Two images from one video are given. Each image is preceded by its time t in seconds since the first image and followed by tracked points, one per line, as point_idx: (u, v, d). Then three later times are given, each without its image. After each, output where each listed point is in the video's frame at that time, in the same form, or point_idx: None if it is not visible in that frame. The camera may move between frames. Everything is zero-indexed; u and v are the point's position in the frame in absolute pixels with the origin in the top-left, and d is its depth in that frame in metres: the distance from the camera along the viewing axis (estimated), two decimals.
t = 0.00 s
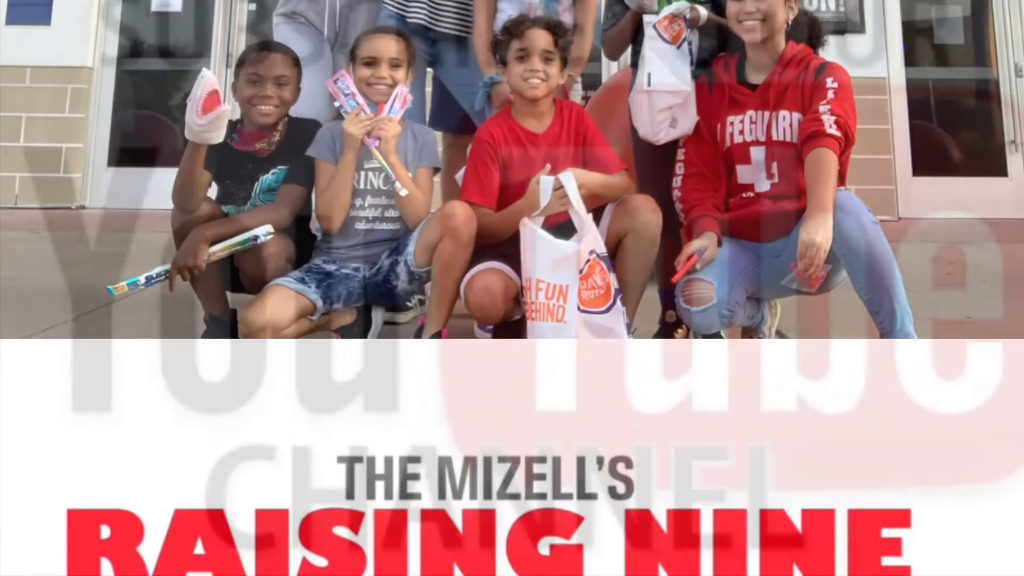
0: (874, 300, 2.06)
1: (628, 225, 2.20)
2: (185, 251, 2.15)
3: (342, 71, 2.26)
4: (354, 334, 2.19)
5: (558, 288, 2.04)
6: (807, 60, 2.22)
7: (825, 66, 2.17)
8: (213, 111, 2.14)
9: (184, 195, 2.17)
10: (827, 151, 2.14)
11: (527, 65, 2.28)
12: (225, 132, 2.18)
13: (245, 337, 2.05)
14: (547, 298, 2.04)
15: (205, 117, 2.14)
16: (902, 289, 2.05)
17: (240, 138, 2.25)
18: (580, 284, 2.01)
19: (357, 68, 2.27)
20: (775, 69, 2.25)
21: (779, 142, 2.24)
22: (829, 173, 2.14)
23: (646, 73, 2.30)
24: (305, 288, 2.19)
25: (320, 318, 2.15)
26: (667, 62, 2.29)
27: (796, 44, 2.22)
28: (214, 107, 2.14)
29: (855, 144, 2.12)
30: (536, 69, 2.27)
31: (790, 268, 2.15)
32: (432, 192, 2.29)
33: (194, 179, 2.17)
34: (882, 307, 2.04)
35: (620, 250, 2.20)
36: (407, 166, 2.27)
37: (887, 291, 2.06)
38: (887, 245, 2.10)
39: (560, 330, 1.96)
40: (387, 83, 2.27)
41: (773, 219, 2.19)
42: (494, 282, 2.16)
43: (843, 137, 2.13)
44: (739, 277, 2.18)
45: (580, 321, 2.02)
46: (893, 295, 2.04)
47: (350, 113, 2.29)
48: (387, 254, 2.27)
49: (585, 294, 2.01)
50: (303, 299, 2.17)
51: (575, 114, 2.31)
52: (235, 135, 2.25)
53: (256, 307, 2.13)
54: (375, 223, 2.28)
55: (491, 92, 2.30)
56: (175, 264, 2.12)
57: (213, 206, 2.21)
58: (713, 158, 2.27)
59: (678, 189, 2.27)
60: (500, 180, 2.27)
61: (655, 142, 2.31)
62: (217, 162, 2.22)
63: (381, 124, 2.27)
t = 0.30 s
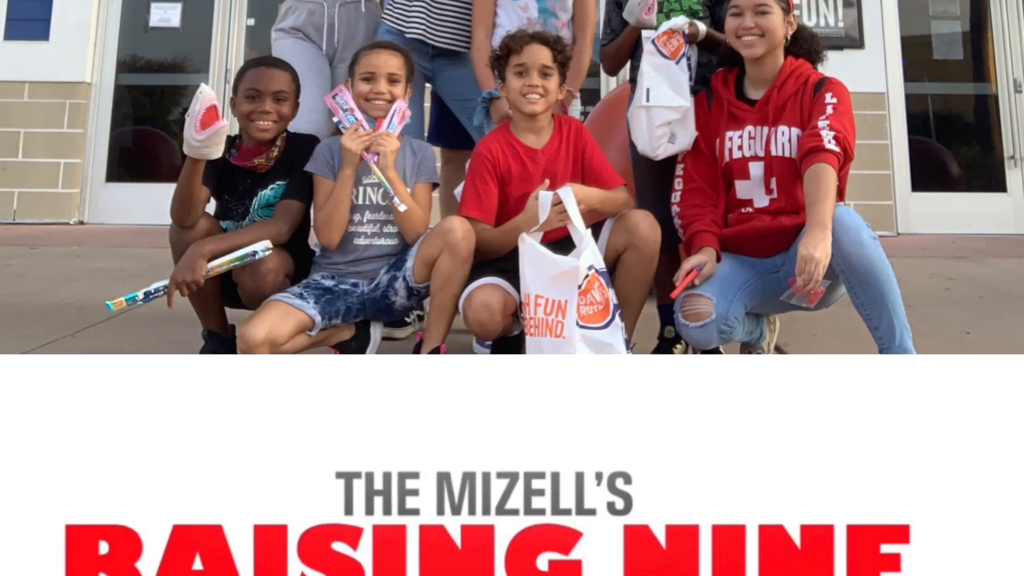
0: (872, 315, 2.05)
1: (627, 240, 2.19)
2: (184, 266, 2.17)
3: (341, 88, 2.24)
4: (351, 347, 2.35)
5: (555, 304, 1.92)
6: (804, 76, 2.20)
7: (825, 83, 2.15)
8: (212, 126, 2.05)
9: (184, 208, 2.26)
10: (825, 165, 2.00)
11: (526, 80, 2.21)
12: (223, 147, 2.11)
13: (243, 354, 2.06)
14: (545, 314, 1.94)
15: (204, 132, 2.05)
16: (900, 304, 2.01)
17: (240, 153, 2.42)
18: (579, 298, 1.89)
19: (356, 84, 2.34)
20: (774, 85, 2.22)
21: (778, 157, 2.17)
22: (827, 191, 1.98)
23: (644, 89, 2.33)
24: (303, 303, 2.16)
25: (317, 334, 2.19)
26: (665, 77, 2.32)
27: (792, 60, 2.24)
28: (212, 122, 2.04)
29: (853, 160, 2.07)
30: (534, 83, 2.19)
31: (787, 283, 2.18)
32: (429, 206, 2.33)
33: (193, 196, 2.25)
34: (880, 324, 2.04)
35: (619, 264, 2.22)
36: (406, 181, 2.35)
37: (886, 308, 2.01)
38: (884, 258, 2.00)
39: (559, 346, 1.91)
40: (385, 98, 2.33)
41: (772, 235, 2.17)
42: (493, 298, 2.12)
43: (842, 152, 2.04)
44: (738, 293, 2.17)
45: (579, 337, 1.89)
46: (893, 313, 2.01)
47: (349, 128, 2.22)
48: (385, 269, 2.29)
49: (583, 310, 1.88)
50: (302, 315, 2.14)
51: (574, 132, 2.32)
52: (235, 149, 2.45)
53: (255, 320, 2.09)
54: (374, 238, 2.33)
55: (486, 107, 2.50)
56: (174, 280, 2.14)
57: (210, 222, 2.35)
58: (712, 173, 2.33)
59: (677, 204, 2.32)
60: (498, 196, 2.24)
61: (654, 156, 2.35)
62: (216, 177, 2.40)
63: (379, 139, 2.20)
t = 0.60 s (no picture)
0: (871, 331, 2.04)
1: (625, 257, 2.18)
2: (182, 282, 2.16)
3: (339, 103, 2.24)
4: (349, 363, 2.33)
5: (553, 320, 1.91)
6: (803, 91, 2.21)
7: (824, 98, 2.16)
8: (210, 141, 2.05)
9: (182, 224, 2.26)
10: (823, 180, 2.01)
11: (525, 96, 2.21)
12: (221, 163, 2.11)
13: (241, 369, 2.04)
14: (543, 330, 1.93)
15: (202, 147, 2.06)
16: (899, 319, 2.01)
17: (238, 169, 2.42)
18: (576, 315, 1.88)
19: (354, 99, 2.35)
20: (772, 101, 2.22)
21: (777, 173, 2.17)
22: (826, 207, 1.98)
23: (643, 104, 2.33)
24: (301, 319, 2.15)
25: (315, 350, 2.18)
26: (664, 92, 2.32)
27: (791, 76, 2.24)
28: (209, 138, 2.05)
29: (852, 175, 2.07)
30: (533, 99, 2.20)
31: (786, 298, 2.17)
32: (428, 221, 2.32)
33: (192, 212, 2.25)
34: (879, 339, 2.03)
35: (617, 280, 2.22)
36: (404, 196, 2.35)
37: (885, 324, 2.01)
38: (882, 273, 2.00)
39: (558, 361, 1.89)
40: (384, 114, 2.34)
41: (771, 250, 2.16)
42: (491, 314, 2.11)
43: (840, 168, 2.04)
44: (736, 308, 2.16)
45: (578, 353, 1.88)
46: (892, 328, 2.01)
47: (347, 143, 2.22)
48: (383, 285, 2.29)
49: (582, 326, 1.88)
50: (299, 330, 2.13)
51: (573, 147, 2.32)
52: (232, 165, 2.44)
53: (254, 336, 2.07)
54: (373, 254, 2.33)
55: (485, 124, 2.51)
56: (173, 295, 2.13)
57: (208, 237, 2.35)
58: (711, 189, 2.33)
59: (676, 220, 2.32)
60: (496, 212, 2.23)
61: (652, 172, 2.35)
62: (214, 193, 2.39)
63: (377, 155, 2.19)
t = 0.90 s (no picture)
0: (870, 346, 2.04)
1: (624, 272, 2.18)
2: (181, 297, 2.15)
3: (338, 118, 2.24)
4: (348, 378, 2.32)
5: (552, 335, 1.90)
6: (803, 106, 2.21)
7: (823, 114, 2.16)
8: (208, 157, 2.05)
9: (181, 240, 2.26)
10: (822, 196, 2.01)
11: (524, 111, 2.21)
12: (220, 178, 2.11)
13: (240, 385, 2.04)
14: (542, 345, 1.91)
15: (200, 163, 2.05)
16: (898, 335, 2.01)
17: (237, 184, 2.42)
18: (575, 330, 1.87)
19: (353, 114, 2.35)
20: (771, 117, 2.23)
21: (776, 188, 2.17)
22: (825, 222, 1.98)
23: (642, 119, 2.34)
24: (300, 334, 2.14)
25: (313, 365, 2.17)
26: (662, 108, 2.33)
27: (790, 92, 2.24)
28: (208, 153, 2.04)
29: (852, 191, 2.07)
30: (532, 114, 2.20)
31: (785, 313, 2.16)
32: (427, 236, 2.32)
33: (190, 227, 2.25)
34: (878, 355, 2.03)
35: (616, 295, 2.22)
36: (403, 212, 2.35)
37: (884, 339, 2.00)
38: (881, 289, 1.99)
39: (556, 377, 1.87)
40: (383, 129, 2.34)
41: (770, 266, 2.16)
42: (490, 329, 2.10)
43: (839, 183, 2.04)
44: (735, 323, 2.15)
45: (576, 368, 1.86)
46: (891, 344, 2.00)
47: (345, 158, 2.22)
48: (382, 301, 2.28)
49: (580, 341, 1.86)
50: (298, 346, 2.12)
51: (572, 162, 2.33)
52: (231, 181, 2.44)
53: (252, 351, 2.06)
54: (371, 269, 2.33)
55: (484, 139, 2.51)
56: (171, 311, 2.12)
57: (207, 252, 2.35)
58: (709, 205, 2.34)
59: (675, 235, 2.32)
60: (495, 227, 2.23)
61: (651, 187, 2.36)
62: (213, 208, 2.38)
63: (376, 170, 2.19)
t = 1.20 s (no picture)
0: (868, 361, 2.03)
1: (623, 287, 2.17)
2: (179, 312, 2.15)
3: (336, 134, 2.25)
4: (347, 394, 2.31)
5: (551, 351, 1.89)
6: (802, 121, 2.22)
7: (822, 129, 2.16)
8: (207, 172, 2.04)
9: (179, 256, 2.26)
10: (821, 212, 2.01)
11: (523, 126, 2.21)
12: (219, 194, 2.11)
13: (239, 400, 2.02)
14: (540, 361, 1.90)
15: (199, 177, 2.05)
16: (897, 350, 2.00)
17: (235, 200, 2.42)
18: (574, 345, 1.86)
19: (352, 129, 2.35)
20: (770, 132, 2.24)
21: (774, 204, 2.17)
22: (824, 238, 1.97)
23: (641, 134, 2.34)
24: (298, 349, 2.13)
25: (312, 381, 2.16)
26: (661, 123, 2.33)
27: (788, 107, 2.25)
28: (207, 169, 2.04)
29: (851, 206, 2.07)
30: (530, 129, 2.20)
31: (784, 329, 2.15)
32: (425, 252, 2.31)
33: (188, 243, 2.24)
34: (877, 370, 2.02)
35: (615, 310, 2.21)
36: (402, 227, 2.34)
37: (883, 355, 2.00)
38: (880, 305, 1.99)
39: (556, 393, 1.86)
40: (382, 144, 2.34)
41: (769, 281, 2.16)
42: (489, 344, 2.10)
43: (838, 199, 2.04)
44: (734, 339, 2.14)
45: (575, 385, 1.86)
46: (889, 359, 2.00)
47: (344, 174, 2.22)
48: (381, 316, 2.27)
49: (579, 357, 1.86)
50: (297, 361, 2.11)
51: (570, 177, 2.33)
52: (230, 197, 2.44)
53: (250, 367, 2.04)
54: (370, 284, 2.32)
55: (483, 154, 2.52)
56: (168, 327, 2.12)
57: (205, 268, 2.34)
58: (708, 220, 2.34)
59: (674, 251, 2.32)
60: (494, 243, 2.22)
61: (650, 203, 2.36)
62: (212, 223, 2.38)
63: (374, 185, 2.19)
